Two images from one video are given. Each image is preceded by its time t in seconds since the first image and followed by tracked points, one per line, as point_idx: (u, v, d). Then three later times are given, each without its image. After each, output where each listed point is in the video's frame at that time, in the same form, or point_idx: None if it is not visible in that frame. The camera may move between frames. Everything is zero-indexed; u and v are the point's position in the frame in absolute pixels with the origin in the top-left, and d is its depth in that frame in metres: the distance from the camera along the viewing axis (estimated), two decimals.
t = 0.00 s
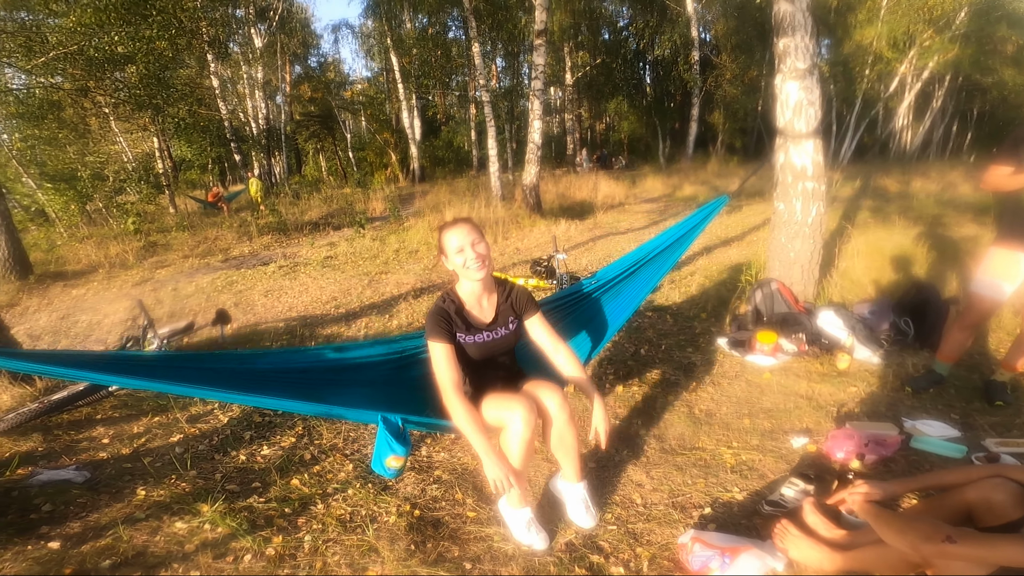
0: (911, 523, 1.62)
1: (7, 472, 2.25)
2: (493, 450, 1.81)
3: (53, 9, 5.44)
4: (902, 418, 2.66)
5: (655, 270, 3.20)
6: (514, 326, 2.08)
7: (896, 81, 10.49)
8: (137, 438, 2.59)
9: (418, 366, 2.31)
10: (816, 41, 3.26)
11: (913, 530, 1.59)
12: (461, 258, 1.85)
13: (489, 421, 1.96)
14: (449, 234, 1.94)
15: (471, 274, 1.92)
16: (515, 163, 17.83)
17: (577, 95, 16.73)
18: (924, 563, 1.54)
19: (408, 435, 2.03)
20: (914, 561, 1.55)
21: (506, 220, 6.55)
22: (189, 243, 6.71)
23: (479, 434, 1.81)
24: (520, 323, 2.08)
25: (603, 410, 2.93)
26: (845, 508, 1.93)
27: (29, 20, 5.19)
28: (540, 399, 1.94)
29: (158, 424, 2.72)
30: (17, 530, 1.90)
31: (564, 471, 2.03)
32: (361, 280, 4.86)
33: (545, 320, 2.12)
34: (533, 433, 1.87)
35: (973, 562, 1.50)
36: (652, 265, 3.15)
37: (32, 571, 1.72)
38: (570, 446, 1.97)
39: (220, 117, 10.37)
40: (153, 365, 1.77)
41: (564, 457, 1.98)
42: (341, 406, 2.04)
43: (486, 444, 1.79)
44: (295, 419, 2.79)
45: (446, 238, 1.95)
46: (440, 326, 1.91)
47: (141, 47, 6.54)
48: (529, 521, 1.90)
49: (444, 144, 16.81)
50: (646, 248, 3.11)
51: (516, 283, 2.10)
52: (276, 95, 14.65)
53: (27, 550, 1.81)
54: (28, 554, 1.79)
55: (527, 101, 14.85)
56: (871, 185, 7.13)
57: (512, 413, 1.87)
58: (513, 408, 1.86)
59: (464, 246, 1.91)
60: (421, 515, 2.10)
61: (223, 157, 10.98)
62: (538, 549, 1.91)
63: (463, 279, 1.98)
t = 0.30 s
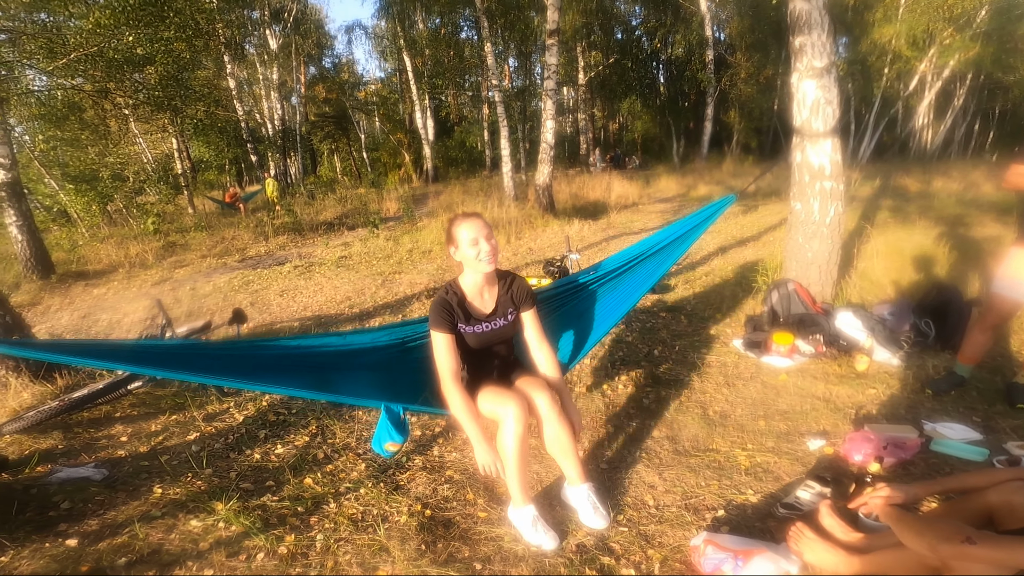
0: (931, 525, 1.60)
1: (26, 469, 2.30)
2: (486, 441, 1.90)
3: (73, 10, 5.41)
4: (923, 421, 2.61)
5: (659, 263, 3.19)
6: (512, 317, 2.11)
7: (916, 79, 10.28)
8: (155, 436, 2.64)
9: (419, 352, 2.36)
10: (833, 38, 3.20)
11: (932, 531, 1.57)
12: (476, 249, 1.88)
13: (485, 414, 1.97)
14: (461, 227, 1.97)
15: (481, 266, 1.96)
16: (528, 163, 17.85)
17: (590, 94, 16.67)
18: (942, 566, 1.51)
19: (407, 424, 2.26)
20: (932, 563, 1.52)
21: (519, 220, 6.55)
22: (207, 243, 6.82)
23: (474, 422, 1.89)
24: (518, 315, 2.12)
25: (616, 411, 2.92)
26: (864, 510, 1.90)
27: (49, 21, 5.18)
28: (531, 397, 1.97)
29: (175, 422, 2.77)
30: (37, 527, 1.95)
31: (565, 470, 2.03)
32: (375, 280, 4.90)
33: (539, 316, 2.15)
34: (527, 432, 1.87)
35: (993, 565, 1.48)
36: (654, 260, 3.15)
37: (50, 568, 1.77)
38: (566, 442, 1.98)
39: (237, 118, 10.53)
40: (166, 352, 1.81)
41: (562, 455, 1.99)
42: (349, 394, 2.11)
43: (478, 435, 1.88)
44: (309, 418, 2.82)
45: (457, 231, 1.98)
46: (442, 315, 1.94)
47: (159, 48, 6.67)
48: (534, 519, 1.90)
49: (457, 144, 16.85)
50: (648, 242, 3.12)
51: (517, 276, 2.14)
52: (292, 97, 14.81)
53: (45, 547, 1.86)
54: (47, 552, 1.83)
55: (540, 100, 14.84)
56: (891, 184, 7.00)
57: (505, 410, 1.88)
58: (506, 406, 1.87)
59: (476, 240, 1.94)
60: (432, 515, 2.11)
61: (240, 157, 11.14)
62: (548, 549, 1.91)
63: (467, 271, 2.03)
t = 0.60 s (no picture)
0: (936, 529, 1.59)
1: (37, 467, 2.35)
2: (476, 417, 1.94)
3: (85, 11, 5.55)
4: (933, 424, 2.58)
5: (655, 259, 3.20)
6: (506, 312, 2.14)
7: (929, 78, 10.13)
8: (163, 435, 2.68)
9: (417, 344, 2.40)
10: (842, 38, 3.17)
11: (936, 537, 1.57)
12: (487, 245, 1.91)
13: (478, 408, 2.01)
14: (471, 222, 2.00)
15: (485, 260, 1.99)
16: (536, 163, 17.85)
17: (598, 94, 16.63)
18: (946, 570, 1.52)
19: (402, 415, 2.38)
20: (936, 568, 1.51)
21: (526, 220, 6.56)
22: (217, 243, 6.89)
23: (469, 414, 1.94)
24: (512, 309, 2.14)
25: (621, 412, 2.91)
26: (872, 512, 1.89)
27: (63, 22, 5.34)
28: (519, 394, 2.00)
29: (184, 421, 2.80)
30: (46, 526, 1.99)
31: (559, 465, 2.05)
32: (383, 280, 4.93)
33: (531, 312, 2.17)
34: (518, 429, 1.89)
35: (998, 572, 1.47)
36: (650, 254, 3.15)
37: (59, 566, 1.80)
38: (558, 440, 2.00)
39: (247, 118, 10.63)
40: (179, 345, 1.84)
41: (555, 452, 2.00)
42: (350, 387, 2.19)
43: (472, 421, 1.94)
44: (315, 417, 2.85)
45: (465, 225, 2.01)
46: (438, 309, 1.97)
47: (171, 49, 6.55)
48: (530, 515, 1.93)
49: (465, 144, 16.88)
50: (649, 237, 3.11)
51: (513, 273, 2.16)
52: (301, 97, 14.90)
53: (54, 546, 1.89)
54: (55, 550, 1.87)
55: (548, 100, 14.83)
56: (903, 184, 6.92)
57: (497, 407, 1.91)
58: (498, 403, 1.90)
59: (484, 238, 1.96)
60: (436, 515, 2.12)
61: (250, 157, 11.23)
62: (546, 546, 1.94)
63: (466, 265, 2.05)
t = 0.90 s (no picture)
0: (933, 533, 1.59)
1: (38, 466, 2.36)
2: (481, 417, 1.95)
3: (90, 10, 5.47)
4: (935, 425, 2.57)
5: (661, 261, 3.18)
6: (510, 315, 2.12)
7: (935, 78, 10.07)
8: (165, 433, 2.69)
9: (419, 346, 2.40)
10: (845, 37, 3.16)
11: (932, 540, 1.57)
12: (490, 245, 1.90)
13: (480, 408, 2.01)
14: (474, 224, 2.00)
15: (489, 263, 1.98)
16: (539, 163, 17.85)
17: (602, 93, 16.61)
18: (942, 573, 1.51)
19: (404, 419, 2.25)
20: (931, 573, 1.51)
21: (529, 220, 6.56)
22: (221, 242, 6.91)
23: (472, 413, 1.94)
24: (516, 312, 2.13)
25: (622, 412, 2.91)
26: (871, 514, 1.88)
27: (67, 22, 5.28)
28: (524, 393, 1.99)
29: (185, 420, 2.82)
30: (47, 524, 2.00)
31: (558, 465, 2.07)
32: (385, 279, 4.94)
33: (537, 315, 2.16)
34: (521, 428, 1.89)
35: None
36: (655, 257, 3.13)
37: (59, 564, 1.81)
38: (557, 440, 2.01)
39: (251, 118, 10.70)
40: (180, 346, 1.85)
41: (556, 452, 2.01)
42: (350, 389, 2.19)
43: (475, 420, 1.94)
44: (316, 416, 2.86)
45: (469, 227, 2.01)
46: (439, 310, 1.98)
47: (175, 49, 6.53)
48: (529, 514, 1.95)
49: (468, 143, 16.88)
50: (651, 239, 3.09)
51: (518, 275, 2.15)
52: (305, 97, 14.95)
53: (53, 544, 1.91)
54: (56, 548, 1.88)
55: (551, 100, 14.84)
56: (908, 184, 6.89)
57: (500, 406, 1.91)
58: (501, 402, 1.90)
59: (485, 237, 1.96)
60: (435, 515, 2.12)
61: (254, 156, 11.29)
62: (541, 544, 1.95)
63: (470, 267, 2.03)
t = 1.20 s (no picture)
0: (928, 533, 1.60)
1: (33, 463, 2.36)
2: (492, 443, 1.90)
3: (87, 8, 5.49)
4: (930, 426, 2.58)
5: (670, 266, 3.14)
6: (522, 324, 2.10)
7: (934, 79, 10.07)
8: (160, 431, 2.69)
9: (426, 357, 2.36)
10: (844, 38, 3.17)
11: (926, 540, 1.57)
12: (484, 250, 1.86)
13: (490, 416, 1.98)
14: (472, 228, 1.96)
15: (496, 271, 1.94)
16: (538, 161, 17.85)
17: (601, 92, 16.60)
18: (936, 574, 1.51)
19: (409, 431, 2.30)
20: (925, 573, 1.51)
21: (527, 219, 6.56)
22: (218, 240, 6.91)
23: (479, 428, 1.89)
24: (527, 320, 2.10)
25: (619, 412, 2.91)
26: (864, 515, 1.88)
27: (66, 18, 5.29)
28: (538, 395, 1.95)
29: (181, 418, 2.82)
30: (41, 521, 2.00)
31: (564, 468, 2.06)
32: (383, 277, 4.93)
33: (549, 320, 2.14)
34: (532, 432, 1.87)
35: None
36: (663, 264, 3.11)
37: (53, 561, 1.81)
38: (568, 440, 1.99)
39: (249, 115, 10.69)
40: (171, 356, 1.82)
41: (564, 453, 2.01)
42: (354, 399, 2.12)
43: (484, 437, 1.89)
44: (313, 414, 2.86)
45: (469, 232, 1.97)
46: (449, 320, 1.93)
47: (172, 45, 6.54)
48: (528, 516, 1.94)
49: (466, 142, 16.86)
50: (657, 245, 3.07)
51: (527, 281, 2.12)
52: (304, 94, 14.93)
53: (48, 542, 1.90)
54: (50, 546, 1.88)
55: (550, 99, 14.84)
56: (907, 185, 6.89)
57: (511, 410, 1.87)
58: (512, 405, 1.87)
59: (487, 241, 1.93)
60: (430, 514, 2.13)
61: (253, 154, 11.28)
62: (540, 546, 1.95)
63: (475, 275, 2.00)
